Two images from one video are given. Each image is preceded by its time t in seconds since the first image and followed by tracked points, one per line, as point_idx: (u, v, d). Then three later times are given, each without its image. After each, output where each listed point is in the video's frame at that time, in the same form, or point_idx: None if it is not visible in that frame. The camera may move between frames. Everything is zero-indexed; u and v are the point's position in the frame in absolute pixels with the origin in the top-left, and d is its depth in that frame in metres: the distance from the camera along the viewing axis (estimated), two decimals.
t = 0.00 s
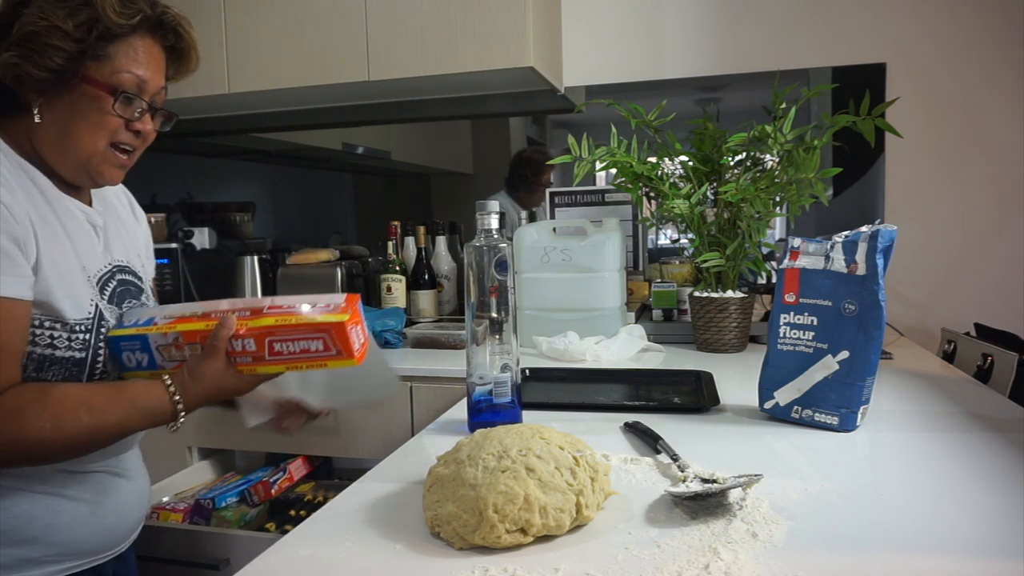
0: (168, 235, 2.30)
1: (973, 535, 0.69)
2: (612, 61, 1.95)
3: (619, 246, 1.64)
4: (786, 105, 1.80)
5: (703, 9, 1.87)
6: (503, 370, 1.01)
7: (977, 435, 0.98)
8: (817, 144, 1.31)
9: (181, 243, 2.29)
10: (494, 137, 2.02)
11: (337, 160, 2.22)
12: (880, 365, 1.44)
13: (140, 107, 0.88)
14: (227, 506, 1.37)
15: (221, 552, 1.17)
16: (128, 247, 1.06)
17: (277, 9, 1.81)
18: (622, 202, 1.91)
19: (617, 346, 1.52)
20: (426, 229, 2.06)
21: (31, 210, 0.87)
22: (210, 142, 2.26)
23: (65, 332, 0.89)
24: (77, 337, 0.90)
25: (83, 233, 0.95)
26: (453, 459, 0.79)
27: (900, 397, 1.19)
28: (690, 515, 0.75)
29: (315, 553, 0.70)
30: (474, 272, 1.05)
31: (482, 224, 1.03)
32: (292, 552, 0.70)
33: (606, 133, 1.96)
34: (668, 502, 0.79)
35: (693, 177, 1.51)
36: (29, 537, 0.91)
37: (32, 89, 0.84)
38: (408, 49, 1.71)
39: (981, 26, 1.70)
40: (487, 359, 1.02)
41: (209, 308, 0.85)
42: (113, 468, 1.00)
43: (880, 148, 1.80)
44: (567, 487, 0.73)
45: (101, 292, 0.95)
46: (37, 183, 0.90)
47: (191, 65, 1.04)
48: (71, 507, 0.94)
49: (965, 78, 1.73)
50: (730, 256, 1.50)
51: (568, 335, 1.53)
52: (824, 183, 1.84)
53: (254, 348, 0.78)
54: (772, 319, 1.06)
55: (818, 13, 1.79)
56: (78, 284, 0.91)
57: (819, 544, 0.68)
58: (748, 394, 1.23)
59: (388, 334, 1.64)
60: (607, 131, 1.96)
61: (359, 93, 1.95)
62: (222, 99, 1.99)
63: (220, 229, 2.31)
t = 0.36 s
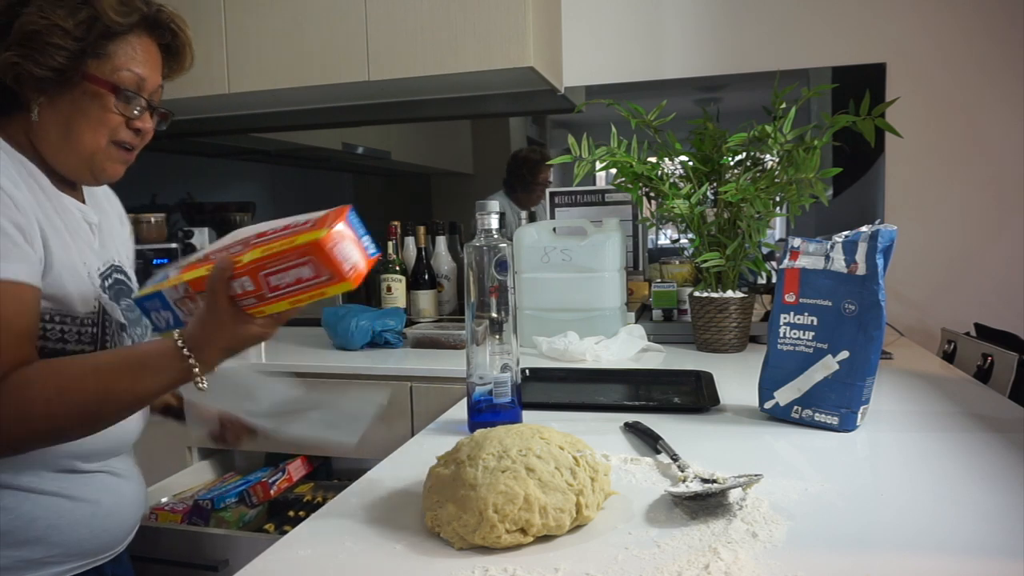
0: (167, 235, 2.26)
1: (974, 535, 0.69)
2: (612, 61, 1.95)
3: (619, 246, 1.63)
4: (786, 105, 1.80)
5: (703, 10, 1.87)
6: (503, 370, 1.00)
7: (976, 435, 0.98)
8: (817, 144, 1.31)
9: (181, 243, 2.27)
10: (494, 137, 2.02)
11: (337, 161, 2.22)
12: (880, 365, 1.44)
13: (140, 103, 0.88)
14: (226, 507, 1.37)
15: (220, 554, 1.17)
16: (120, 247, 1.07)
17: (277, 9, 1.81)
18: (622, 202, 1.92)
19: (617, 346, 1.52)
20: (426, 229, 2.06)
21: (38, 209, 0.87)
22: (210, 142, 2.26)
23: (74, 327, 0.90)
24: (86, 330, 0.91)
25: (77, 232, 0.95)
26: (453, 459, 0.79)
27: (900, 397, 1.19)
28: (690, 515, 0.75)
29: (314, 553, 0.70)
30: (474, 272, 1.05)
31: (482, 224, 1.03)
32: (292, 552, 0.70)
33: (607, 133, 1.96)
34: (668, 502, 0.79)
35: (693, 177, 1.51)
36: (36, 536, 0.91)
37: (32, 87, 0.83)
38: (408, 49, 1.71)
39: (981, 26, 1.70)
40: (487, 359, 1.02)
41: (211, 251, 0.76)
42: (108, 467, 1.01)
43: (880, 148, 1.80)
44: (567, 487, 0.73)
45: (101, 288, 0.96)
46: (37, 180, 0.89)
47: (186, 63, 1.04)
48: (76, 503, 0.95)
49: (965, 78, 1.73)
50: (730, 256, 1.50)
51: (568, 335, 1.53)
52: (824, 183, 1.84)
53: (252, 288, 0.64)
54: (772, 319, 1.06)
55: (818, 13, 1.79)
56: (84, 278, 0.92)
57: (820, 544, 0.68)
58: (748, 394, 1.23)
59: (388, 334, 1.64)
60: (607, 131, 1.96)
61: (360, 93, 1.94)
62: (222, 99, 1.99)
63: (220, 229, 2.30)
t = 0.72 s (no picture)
0: (168, 235, 2.28)
1: (974, 535, 0.69)
2: (612, 61, 1.95)
3: (619, 246, 1.63)
4: (786, 105, 1.80)
5: (703, 10, 1.87)
6: (503, 369, 1.01)
7: (977, 435, 0.98)
8: (817, 144, 1.31)
9: (182, 243, 2.28)
10: (494, 137, 2.02)
11: (337, 161, 2.22)
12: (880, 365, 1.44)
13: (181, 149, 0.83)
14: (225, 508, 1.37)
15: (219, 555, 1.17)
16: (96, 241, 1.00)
17: (276, 9, 1.81)
18: (622, 203, 1.92)
19: (616, 346, 1.52)
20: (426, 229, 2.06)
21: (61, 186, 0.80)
22: (210, 142, 2.26)
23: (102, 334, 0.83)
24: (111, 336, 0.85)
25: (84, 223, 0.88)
26: (453, 459, 0.79)
27: (901, 396, 1.19)
28: (690, 515, 0.75)
29: (313, 553, 0.70)
30: (474, 272, 1.05)
31: (482, 224, 1.03)
32: (292, 552, 0.70)
33: (607, 133, 1.96)
34: (668, 502, 0.79)
35: (693, 177, 1.51)
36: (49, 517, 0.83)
37: (113, 128, 0.74)
38: (407, 50, 1.72)
39: (981, 26, 1.70)
40: (487, 359, 1.02)
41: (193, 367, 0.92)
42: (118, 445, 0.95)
43: (880, 148, 1.80)
44: (567, 487, 0.73)
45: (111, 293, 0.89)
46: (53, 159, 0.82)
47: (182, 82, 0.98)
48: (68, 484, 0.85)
49: (965, 78, 1.73)
50: (730, 256, 1.50)
51: (569, 335, 1.53)
52: (824, 183, 1.84)
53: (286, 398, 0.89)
54: (772, 319, 1.06)
55: (818, 13, 1.79)
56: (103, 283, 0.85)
57: (819, 544, 0.68)
58: (748, 394, 1.23)
59: (388, 334, 1.64)
60: (607, 131, 1.96)
61: (360, 93, 1.94)
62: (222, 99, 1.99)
63: (220, 229, 2.30)
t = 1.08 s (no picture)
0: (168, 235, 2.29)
1: (974, 535, 0.69)
2: (612, 61, 1.95)
3: (619, 245, 1.63)
4: (786, 106, 1.80)
5: (702, 11, 1.87)
6: (503, 370, 1.01)
7: (976, 435, 0.98)
8: (817, 144, 1.31)
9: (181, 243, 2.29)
10: (494, 137, 2.02)
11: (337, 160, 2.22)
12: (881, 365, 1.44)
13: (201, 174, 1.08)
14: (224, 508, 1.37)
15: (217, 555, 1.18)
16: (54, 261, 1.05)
17: (276, 10, 1.81)
18: (622, 203, 1.92)
19: (616, 346, 1.52)
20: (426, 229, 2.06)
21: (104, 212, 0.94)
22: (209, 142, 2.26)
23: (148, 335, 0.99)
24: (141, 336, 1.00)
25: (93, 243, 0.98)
26: (453, 459, 0.79)
27: (900, 397, 1.19)
28: (690, 515, 0.75)
29: (313, 553, 0.70)
30: (474, 272, 1.05)
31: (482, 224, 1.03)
32: (292, 552, 0.70)
33: (607, 132, 1.96)
34: (668, 502, 0.79)
35: (693, 177, 1.51)
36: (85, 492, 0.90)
37: (159, 157, 0.97)
38: (406, 49, 1.72)
39: (980, 27, 1.70)
40: (487, 359, 1.02)
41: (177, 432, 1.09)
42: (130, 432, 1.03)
43: (880, 148, 1.80)
44: (567, 487, 0.73)
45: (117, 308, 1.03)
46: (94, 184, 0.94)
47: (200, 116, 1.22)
48: (105, 461, 0.93)
49: (964, 78, 1.73)
50: (730, 256, 1.50)
51: (569, 335, 1.53)
52: (824, 184, 1.84)
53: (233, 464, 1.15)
54: (772, 319, 1.06)
55: (817, 14, 1.79)
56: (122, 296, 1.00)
57: (820, 544, 0.68)
58: (748, 394, 1.23)
59: (388, 334, 1.64)
60: (607, 131, 1.96)
61: (360, 93, 1.94)
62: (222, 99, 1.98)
63: (220, 229, 2.30)
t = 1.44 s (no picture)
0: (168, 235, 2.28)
1: (975, 535, 0.68)
2: (612, 61, 1.95)
3: (619, 245, 1.63)
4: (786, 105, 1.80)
5: (701, 11, 1.87)
6: (503, 370, 1.01)
7: (975, 435, 0.98)
8: (817, 144, 1.31)
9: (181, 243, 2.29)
10: (494, 137, 2.03)
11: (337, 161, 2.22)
12: (881, 365, 1.44)
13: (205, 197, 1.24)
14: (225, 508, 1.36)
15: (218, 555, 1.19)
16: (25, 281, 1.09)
17: (276, 9, 1.81)
18: (622, 203, 1.91)
19: (617, 346, 1.51)
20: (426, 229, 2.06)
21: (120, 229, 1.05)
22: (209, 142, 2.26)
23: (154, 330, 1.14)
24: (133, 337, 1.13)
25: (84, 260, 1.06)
26: (453, 460, 0.79)
27: (900, 397, 1.19)
28: (690, 515, 0.75)
29: (314, 552, 0.70)
30: (474, 272, 1.05)
31: (482, 224, 1.02)
32: (293, 552, 0.71)
33: (607, 132, 1.96)
34: (668, 502, 0.79)
35: (693, 176, 1.51)
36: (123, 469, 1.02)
37: (173, 179, 1.13)
38: (406, 49, 1.72)
39: (980, 27, 1.70)
40: (487, 359, 1.02)
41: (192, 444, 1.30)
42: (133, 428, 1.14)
43: (880, 148, 1.80)
44: (567, 487, 0.73)
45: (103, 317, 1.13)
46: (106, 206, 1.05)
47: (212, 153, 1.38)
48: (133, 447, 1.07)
49: (963, 78, 1.73)
50: (730, 256, 1.50)
51: (568, 335, 1.53)
52: (824, 184, 1.84)
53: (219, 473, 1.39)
54: (772, 319, 1.06)
55: (817, 14, 1.80)
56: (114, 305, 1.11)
57: (820, 544, 0.68)
58: (747, 394, 1.23)
59: (388, 334, 1.64)
60: (607, 131, 1.95)
61: (360, 92, 1.94)
62: (222, 99, 1.98)
63: (221, 229, 2.30)
